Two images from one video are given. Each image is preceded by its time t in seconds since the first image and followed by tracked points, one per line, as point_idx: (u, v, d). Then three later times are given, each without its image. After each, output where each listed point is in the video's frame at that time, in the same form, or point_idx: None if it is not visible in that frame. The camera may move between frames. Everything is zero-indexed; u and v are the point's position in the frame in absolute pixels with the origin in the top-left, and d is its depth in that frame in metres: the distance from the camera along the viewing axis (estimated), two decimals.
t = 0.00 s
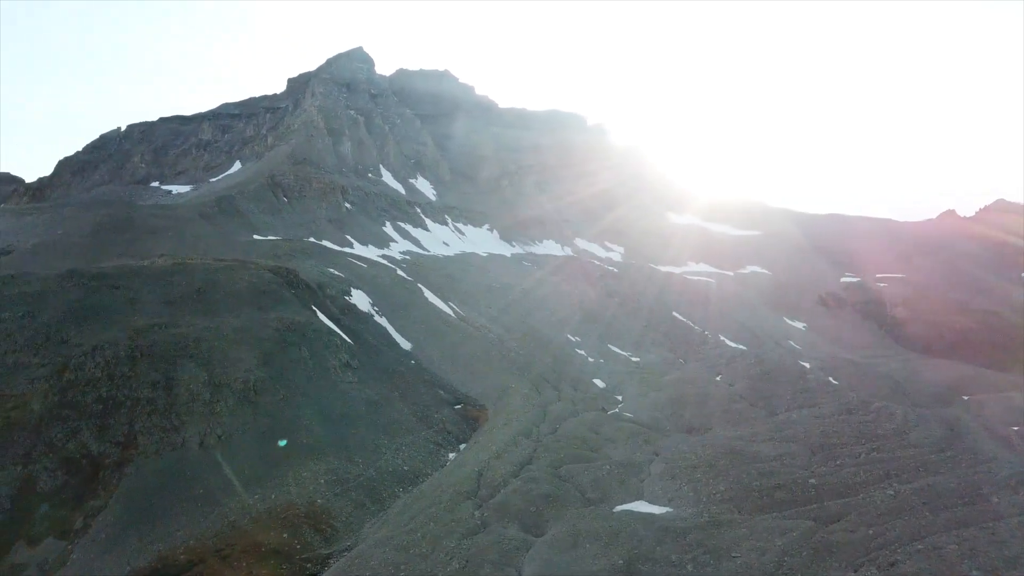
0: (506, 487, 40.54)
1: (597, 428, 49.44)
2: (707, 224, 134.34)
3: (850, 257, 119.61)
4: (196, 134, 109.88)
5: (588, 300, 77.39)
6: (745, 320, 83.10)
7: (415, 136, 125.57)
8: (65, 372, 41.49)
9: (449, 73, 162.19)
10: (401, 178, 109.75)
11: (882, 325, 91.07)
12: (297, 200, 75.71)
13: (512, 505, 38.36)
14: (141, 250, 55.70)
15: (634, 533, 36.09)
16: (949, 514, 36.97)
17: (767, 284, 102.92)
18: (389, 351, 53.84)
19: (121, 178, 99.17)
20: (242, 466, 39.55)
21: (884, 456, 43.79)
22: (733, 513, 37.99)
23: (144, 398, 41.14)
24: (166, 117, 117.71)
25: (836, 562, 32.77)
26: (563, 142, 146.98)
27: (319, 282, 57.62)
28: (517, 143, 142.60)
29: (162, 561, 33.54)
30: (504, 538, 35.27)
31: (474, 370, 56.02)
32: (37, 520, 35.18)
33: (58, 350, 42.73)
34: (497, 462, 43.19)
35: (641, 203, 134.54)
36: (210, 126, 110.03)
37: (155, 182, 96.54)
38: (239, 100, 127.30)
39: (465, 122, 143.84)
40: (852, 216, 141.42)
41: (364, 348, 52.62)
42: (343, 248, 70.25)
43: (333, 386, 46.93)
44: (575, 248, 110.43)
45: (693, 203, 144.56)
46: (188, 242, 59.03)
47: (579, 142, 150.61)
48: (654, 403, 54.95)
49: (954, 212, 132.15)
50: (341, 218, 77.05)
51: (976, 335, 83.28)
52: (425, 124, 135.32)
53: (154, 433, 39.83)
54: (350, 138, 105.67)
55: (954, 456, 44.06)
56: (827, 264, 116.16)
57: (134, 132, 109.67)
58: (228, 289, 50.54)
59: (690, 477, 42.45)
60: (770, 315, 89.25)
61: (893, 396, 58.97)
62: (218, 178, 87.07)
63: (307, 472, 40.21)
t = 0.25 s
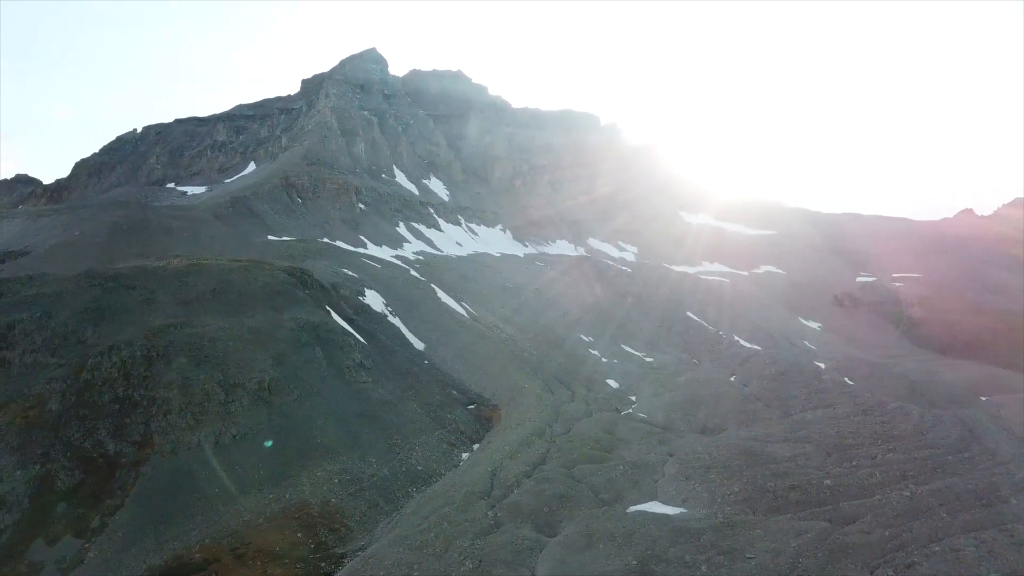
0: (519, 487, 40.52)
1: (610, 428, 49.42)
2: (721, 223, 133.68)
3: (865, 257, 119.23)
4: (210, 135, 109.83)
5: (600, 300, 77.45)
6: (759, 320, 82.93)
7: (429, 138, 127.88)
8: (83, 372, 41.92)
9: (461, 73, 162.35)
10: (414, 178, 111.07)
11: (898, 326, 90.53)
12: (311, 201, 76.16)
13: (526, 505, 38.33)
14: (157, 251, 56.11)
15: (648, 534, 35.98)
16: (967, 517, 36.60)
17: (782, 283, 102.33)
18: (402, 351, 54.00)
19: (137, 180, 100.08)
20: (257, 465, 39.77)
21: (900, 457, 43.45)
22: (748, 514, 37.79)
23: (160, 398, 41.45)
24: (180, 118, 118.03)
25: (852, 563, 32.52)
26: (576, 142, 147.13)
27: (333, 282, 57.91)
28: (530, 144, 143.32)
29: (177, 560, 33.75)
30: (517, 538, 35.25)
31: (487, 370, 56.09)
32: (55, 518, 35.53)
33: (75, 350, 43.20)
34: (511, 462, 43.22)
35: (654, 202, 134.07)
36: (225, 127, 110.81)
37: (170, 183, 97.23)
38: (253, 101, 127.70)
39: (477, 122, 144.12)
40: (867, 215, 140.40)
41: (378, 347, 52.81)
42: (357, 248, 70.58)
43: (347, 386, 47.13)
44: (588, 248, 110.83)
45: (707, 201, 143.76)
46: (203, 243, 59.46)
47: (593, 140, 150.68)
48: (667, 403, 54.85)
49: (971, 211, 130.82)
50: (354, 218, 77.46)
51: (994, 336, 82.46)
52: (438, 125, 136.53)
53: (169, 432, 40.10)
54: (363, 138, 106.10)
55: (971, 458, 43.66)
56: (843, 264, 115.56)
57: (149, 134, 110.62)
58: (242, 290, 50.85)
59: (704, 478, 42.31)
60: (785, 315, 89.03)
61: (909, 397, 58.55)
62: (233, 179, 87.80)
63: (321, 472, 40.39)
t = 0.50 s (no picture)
0: (522, 488, 40.53)
1: (613, 428, 49.44)
2: (725, 223, 133.53)
3: (869, 257, 119.27)
4: (215, 135, 109.62)
5: (604, 300, 77.52)
6: (763, 320, 83.00)
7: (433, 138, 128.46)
8: (87, 372, 42.07)
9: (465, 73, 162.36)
10: (418, 179, 111.60)
11: (902, 326, 90.55)
12: (315, 201, 76.30)
13: (529, 505, 38.34)
14: (161, 252, 56.22)
15: (651, 534, 35.96)
16: (971, 517, 36.56)
17: (787, 283, 102.21)
18: (405, 351, 54.08)
19: (141, 181, 100.25)
20: (260, 465, 39.82)
21: (904, 457, 43.42)
22: (751, 515, 37.79)
23: (163, 398, 41.52)
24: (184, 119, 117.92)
25: (855, 564, 32.51)
26: (579, 142, 147.23)
27: (336, 282, 58.02)
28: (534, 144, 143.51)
29: (181, 559, 33.81)
30: (521, 538, 35.25)
31: (491, 369, 56.14)
32: (59, 518, 35.65)
33: (80, 350, 43.37)
34: (514, 462, 43.25)
35: (658, 202, 133.97)
36: (229, 127, 110.95)
37: (174, 185, 97.37)
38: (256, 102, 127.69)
39: (481, 122, 144.15)
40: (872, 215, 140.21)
41: (381, 347, 52.89)
42: (361, 249, 70.72)
43: (350, 386, 47.21)
44: (592, 248, 110.93)
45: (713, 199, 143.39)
46: (207, 243, 59.57)
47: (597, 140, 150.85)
48: (671, 403, 54.88)
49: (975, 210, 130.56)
50: (358, 218, 77.62)
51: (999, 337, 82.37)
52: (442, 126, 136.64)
53: (173, 432, 40.17)
54: (367, 138, 106.29)
55: (975, 458, 43.64)
56: (847, 264, 115.58)
57: (154, 135, 110.85)
58: (246, 290, 50.95)
59: (707, 478, 42.32)
60: (789, 315, 89.09)
61: (913, 397, 58.52)
62: (238, 180, 88.03)
63: (324, 472, 40.44)
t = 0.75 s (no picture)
0: (532, 488, 40.47)
1: (623, 429, 49.35)
2: (734, 224, 133.00)
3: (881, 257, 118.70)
4: (225, 135, 109.91)
5: (613, 300, 77.41)
6: (774, 320, 82.75)
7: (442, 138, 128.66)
8: (99, 372, 42.32)
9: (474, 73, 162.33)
10: (427, 178, 111.77)
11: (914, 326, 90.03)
12: (324, 201, 76.54)
13: (539, 505, 38.29)
14: (172, 252, 56.42)
15: (662, 535, 35.83)
16: (985, 518, 36.24)
17: (797, 283, 101.69)
18: (415, 351, 54.15)
19: (152, 181, 100.78)
20: (272, 465, 40.00)
21: (916, 458, 43.13)
22: (762, 515, 37.58)
23: (175, 398, 41.68)
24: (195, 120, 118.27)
25: (868, 565, 32.28)
26: (588, 142, 147.20)
27: (346, 283, 58.17)
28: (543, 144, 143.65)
29: (192, 559, 33.97)
30: (531, 538, 35.19)
31: (500, 369, 56.15)
32: (72, 518, 35.86)
33: (92, 350, 43.61)
34: (524, 462, 43.23)
35: (667, 202, 133.53)
36: (239, 128, 111.22)
37: (185, 185, 97.79)
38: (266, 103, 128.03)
39: (490, 122, 144.29)
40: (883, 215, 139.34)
41: (391, 347, 52.98)
42: (371, 249, 70.89)
43: (361, 386, 47.30)
44: (601, 248, 110.79)
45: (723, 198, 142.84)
46: (217, 244, 59.81)
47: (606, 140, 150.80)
48: (680, 403, 54.76)
49: (988, 210, 129.60)
50: (368, 219, 77.85)
51: (1011, 337, 81.76)
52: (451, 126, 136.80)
53: (185, 432, 40.39)
54: (376, 138, 106.54)
55: (989, 459, 43.27)
56: (858, 264, 115.10)
57: (165, 136, 111.24)
58: (257, 290, 51.15)
59: (718, 478, 42.16)
60: (799, 315, 88.80)
61: (926, 398, 58.15)
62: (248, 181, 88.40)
63: (335, 471, 40.55)
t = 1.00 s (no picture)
0: (548, 488, 40.42)
1: (639, 429, 49.26)
2: (751, 223, 132.16)
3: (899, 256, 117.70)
4: (241, 137, 110.59)
5: (629, 300, 77.26)
6: (791, 320, 82.32)
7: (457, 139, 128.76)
8: (118, 372, 42.74)
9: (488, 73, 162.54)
10: (441, 179, 112.12)
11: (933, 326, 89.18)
12: (340, 202, 76.98)
13: (554, 505, 38.26)
14: (190, 253, 56.86)
15: (678, 535, 35.70)
16: (1007, 520, 35.79)
17: (814, 283, 100.94)
18: (430, 351, 54.28)
19: (169, 182, 101.74)
20: (288, 464, 40.23)
21: (936, 459, 42.71)
22: (779, 516, 37.37)
23: (193, 397, 42.00)
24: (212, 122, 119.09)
25: (887, 566, 32.00)
26: (603, 141, 147.06)
27: (362, 283, 58.43)
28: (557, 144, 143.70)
29: (210, 557, 34.28)
30: (547, 538, 35.18)
31: (515, 369, 56.21)
32: (92, 515, 36.26)
33: (111, 350, 44.05)
34: (540, 462, 43.23)
35: (682, 202, 132.96)
36: (255, 129, 111.85)
37: (202, 186, 98.55)
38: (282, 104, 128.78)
39: (504, 122, 144.57)
40: (902, 214, 137.86)
41: (406, 347, 53.14)
42: (386, 250, 71.19)
43: (376, 385, 47.45)
44: (617, 248, 110.58)
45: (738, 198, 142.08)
46: (234, 245, 60.27)
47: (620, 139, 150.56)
48: (696, 403, 54.60)
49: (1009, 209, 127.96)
50: (383, 219, 78.23)
51: None
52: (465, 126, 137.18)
53: (203, 431, 40.71)
54: (391, 139, 107.00)
55: (1011, 460, 42.74)
56: (877, 264, 114.27)
57: (182, 137, 112.04)
58: (274, 290, 51.45)
59: (734, 479, 41.99)
60: (817, 314, 88.31)
61: (945, 398, 57.58)
62: (265, 182, 89.01)
63: (351, 471, 40.72)
